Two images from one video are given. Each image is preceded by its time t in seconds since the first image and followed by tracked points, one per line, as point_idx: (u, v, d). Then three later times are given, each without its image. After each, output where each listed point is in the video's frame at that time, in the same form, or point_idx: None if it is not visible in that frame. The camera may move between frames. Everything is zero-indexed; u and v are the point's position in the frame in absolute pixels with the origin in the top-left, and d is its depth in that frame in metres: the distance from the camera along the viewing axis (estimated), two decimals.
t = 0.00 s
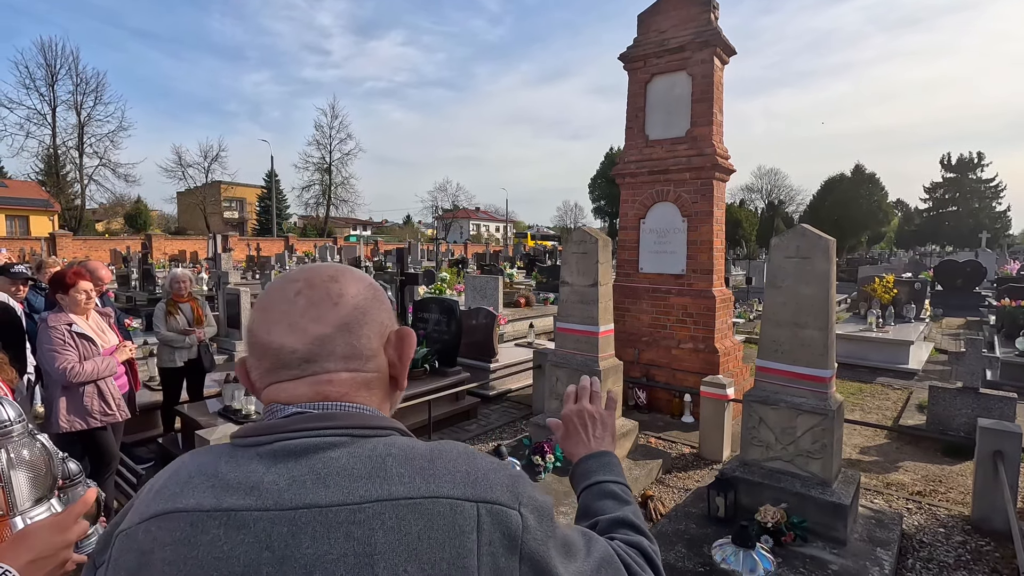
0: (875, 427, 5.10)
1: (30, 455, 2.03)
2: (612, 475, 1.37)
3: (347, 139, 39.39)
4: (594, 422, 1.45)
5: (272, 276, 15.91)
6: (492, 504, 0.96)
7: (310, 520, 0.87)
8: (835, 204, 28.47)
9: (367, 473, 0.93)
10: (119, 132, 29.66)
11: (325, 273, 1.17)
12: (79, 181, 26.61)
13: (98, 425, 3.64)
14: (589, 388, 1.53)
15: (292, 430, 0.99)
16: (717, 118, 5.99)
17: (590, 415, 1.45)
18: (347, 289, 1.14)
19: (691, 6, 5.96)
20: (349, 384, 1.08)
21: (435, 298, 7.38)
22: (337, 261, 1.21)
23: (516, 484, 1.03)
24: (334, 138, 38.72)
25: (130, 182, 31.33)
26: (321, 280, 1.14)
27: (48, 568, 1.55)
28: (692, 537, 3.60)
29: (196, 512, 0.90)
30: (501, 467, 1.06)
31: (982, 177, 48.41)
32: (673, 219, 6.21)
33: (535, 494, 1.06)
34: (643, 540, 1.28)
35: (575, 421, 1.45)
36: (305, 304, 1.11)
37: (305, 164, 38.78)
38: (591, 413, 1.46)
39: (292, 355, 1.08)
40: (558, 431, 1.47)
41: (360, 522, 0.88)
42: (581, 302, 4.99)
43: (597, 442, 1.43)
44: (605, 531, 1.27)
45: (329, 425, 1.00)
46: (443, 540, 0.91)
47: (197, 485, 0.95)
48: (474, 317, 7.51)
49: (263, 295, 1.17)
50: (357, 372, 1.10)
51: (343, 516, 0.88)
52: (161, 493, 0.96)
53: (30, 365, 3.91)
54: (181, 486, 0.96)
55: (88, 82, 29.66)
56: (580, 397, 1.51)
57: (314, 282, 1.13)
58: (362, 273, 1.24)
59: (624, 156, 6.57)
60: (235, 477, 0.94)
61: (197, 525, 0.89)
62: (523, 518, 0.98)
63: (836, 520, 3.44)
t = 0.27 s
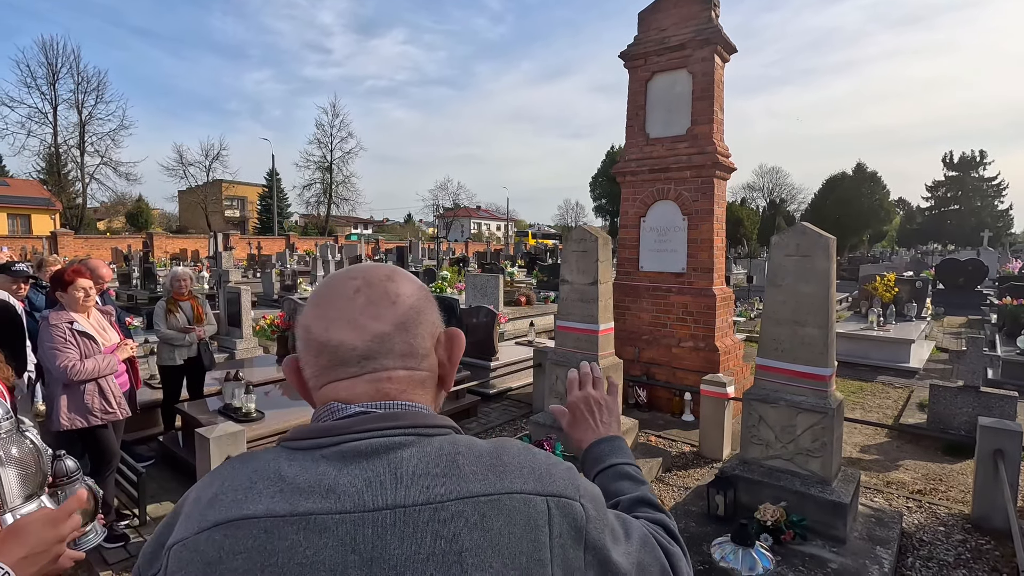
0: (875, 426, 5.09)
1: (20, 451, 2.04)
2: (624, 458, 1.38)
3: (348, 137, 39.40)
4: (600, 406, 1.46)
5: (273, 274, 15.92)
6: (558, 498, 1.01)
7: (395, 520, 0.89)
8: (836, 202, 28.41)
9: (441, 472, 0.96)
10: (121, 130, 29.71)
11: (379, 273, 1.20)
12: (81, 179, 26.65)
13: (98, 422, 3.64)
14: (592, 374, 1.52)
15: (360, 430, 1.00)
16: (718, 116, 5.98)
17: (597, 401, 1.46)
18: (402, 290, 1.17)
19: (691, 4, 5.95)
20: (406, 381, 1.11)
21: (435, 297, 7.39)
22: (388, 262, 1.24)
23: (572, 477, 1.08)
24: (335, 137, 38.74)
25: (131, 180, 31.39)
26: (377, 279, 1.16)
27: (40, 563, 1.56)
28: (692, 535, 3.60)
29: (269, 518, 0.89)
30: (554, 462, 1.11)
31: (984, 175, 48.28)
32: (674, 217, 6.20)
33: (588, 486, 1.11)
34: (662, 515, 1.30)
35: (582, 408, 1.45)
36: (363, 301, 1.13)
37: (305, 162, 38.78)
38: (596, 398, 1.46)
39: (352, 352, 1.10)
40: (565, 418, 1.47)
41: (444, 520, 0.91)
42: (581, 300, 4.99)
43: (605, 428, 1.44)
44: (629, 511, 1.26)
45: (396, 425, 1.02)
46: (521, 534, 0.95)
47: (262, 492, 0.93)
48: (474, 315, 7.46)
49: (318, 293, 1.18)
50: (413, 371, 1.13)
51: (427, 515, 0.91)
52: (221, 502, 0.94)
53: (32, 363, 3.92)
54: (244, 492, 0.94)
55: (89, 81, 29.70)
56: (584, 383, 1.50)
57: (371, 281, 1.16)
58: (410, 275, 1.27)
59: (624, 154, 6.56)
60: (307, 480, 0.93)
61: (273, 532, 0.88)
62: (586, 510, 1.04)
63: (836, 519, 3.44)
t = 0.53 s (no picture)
0: (876, 424, 5.09)
1: (15, 451, 2.06)
2: (625, 447, 1.39)
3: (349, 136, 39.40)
4: (598, 398, 1.46)
5: (274, 273, 15.94)
6: (592, 487, 1.05)
7: (445, 509, 0.91)
8: (837, 201, 28.37)
9: (483, 463, 0.98)
10: (122, 129, 29.74)
11: (408, 271, 1.19)
12: (82, 178, 26.69)
13: (99, 420, 3.65)
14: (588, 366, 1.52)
15: (399, 423, 1.01)
16: (718, 114, 5.97)
17: (595, 393, 1.46)
18: (431, 288, 1.17)
19: (691, 2, 5.93)
20: (435, 379, 1.11)
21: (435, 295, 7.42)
22: (416, 260, 1.24)
23: (600, 468, 1.12)
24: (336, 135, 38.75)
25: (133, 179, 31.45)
26: (407, 278, 1.16)
27: (29, 564, 1.56)
28: (692, 533, 3.60)
29: (319, 510, 0.89)
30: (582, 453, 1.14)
31: (987, 174, 48.16)
32: (674, 216, 6.20)
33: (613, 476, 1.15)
34: (665, 500, 1.32)
35: (581, 400, 1.45)
36: (393, 299, 1.13)
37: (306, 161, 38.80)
38: (594, 389, 1.47)
39: (382, 350, 1.10)
40: (563, 412, 1.45)
41: (490, 509, 0.94)
42: (581, 298, 4.98)
43: (603, 419, 1.44)
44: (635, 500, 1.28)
45: (433, 417, 1.03)
46: (561, 522, 0.98)
47: (307, 483, 0.93)
48: (476, 314, 7.43)
49: (347, 291, 1.18)
50: (442, 368, 1.13)
51: (474, 505, 0.93)
52: (261, 496, 0.93)
53: (33, 361, 3.92)
54: (287, 485, 0.93)
55: (90, 80, 29.75)
56: (580, 375, 1.50)
57: (401, 279, 1.15)
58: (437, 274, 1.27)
59: (625, 153, 6.56)
60: (351, 472, 0.94)
61: (324, 524, 0.89)
62: (614, 498, 1.08)
63: (836, 517, 3.44)
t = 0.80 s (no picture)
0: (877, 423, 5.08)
1: (11, 451, 2.07)
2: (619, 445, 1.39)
3: (350, 135, 39.40)
4: (589, 397, 1.45)
5: (275, 271, 15.96)
6: (609, 484, 1.05)
7: (469, 502, 0.92)
8: (839, 200, 28.33)
9: (505, 458, 0.98)
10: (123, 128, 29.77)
11: (429, 269, 1.19)
12: (84, 177, 26.75)
13: (101, 418, 3.65)
14: (577, 366, 1.51)
15: (422, 416, 1.01)
16: (720, 113, 5.96)
17: (585, 394, 1.45)
18: (452, 287, 1.17)
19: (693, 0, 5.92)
20: (453, 377, 1.11)
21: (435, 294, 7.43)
22: (437, 259, 1.23)
23: (615, 465, 1.12)
24: (337, 134, 38.78)
25: (134, 178, 31.50)
26: (428, 277, 1.16)
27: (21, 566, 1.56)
28: (692, 532, 3.60)
29: (345, 500, 0.90)
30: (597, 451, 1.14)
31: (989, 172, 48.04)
32: (675, 215, 6.19)
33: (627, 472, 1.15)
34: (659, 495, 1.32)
35: (572, 400, 1.44)
36: (414, 298, 1.13)
37: (308, 160, 38.83)
38: (584, 389, 1.46)
39: (402, 348, 1.10)
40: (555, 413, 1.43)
41: (513, 503, 0.94)
42: (582, 297, 4.98)
43: (595, 418, 1.43)
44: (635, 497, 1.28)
45: (454, 412, 1.03)
46: (579, 518, 0.99)
47: (332, 472, 0.93)
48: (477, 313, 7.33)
49: (368, 288, 1.18)
50: (460, 367, 1.13)
51: (497, 498, 0.93)
52: (287, 484, 0.93)
53: (34, 359, 3.93)
54: (311, 474, 0.93)
55: (92, 79, 29.80)
56: (570, 375, 1.48)
57: (422, 278, 1.15)
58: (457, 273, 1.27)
59: (626, 151, 6.54)
60: (376, 463, 0.94)
61: (349, 513, 0.89)
62: (627, 495, 1.08)
63: (836, 516, 3.43)
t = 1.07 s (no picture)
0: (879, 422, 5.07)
1: (7, 451, 2.07)
2: (615, 442, 1.39)
3: (351, 133, 39.40)
4: (587, 394, 1.45)
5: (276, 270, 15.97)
6: (588, 484, 1.03)
7: (440, 496, 0.92)
8: (841, 198, 28.28)
9: (481, 454, 0.98)
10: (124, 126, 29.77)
11: (422, 265, 1.20)
12: (86, 175, 26.79)
13: (105, 416, 3.66)
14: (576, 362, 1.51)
15: (401, 411, 1.02)
16: (722, 111, 5.94)
17: (584, 391, 1.45)
18: (443, 283, 1.17)
19: None
20: (442, 372, 1.11)
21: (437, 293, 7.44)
22: (430, 255, 1.24)
23: (599, 464, 1.10)
24: (338, 133, 38.81)
25: (136, 177, 31.52)
26: (420, 272, 1.17)
27: (12, 567, 1.53)
28: (694, 530, 3.60)
29: (319, 489, 0.91)
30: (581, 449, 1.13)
31: (992, 171, 47.91)
32: (676, 213, 6.18)
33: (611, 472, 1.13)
34: (654, 492, 1.32)
35: (570, 398, 1.43)
36: (405, 292, 1.13)
37: (309, 159, 38.86)
38: (583, 386, 1.46)
39: (390, 342, 1.10)
40: (552, 408, 1.44)
41: (485, 498, 0.94)
42: (583, 296, 4.98)
43: (591, 416, 1.43)
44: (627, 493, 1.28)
45: (436, 407, 1.03)
46: (554, 516, 0.97)
47: (309, 462, 0.95)
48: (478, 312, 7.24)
49: (361, 284, 1.19)
50: (449, 362, 1.13)
51: (468, 493, 0.93)
52: (268, 472, 0.96)
53: (38, 357, 3.94)
54: (290, 463, 0.96)
55: (94, 78, 29.88)
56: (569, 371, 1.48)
57: (414, 273, 1.16)
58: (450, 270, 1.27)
59: (628, 150, 6.53)
60: (353, 455, 0.96)
61: (321, 502, 0.90)
62: (610, 495, 1.06)
63: (838, 514, 3.43)
